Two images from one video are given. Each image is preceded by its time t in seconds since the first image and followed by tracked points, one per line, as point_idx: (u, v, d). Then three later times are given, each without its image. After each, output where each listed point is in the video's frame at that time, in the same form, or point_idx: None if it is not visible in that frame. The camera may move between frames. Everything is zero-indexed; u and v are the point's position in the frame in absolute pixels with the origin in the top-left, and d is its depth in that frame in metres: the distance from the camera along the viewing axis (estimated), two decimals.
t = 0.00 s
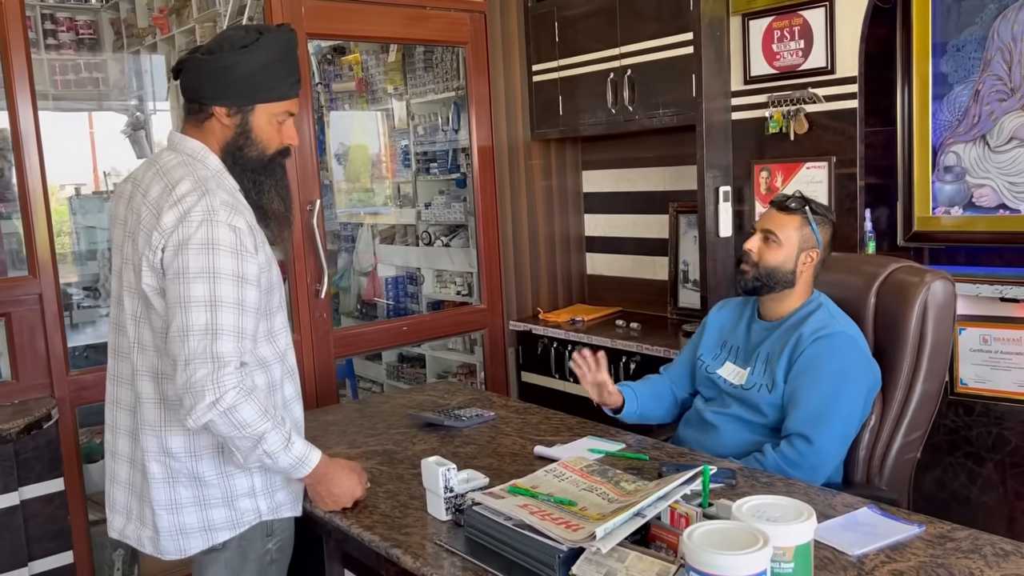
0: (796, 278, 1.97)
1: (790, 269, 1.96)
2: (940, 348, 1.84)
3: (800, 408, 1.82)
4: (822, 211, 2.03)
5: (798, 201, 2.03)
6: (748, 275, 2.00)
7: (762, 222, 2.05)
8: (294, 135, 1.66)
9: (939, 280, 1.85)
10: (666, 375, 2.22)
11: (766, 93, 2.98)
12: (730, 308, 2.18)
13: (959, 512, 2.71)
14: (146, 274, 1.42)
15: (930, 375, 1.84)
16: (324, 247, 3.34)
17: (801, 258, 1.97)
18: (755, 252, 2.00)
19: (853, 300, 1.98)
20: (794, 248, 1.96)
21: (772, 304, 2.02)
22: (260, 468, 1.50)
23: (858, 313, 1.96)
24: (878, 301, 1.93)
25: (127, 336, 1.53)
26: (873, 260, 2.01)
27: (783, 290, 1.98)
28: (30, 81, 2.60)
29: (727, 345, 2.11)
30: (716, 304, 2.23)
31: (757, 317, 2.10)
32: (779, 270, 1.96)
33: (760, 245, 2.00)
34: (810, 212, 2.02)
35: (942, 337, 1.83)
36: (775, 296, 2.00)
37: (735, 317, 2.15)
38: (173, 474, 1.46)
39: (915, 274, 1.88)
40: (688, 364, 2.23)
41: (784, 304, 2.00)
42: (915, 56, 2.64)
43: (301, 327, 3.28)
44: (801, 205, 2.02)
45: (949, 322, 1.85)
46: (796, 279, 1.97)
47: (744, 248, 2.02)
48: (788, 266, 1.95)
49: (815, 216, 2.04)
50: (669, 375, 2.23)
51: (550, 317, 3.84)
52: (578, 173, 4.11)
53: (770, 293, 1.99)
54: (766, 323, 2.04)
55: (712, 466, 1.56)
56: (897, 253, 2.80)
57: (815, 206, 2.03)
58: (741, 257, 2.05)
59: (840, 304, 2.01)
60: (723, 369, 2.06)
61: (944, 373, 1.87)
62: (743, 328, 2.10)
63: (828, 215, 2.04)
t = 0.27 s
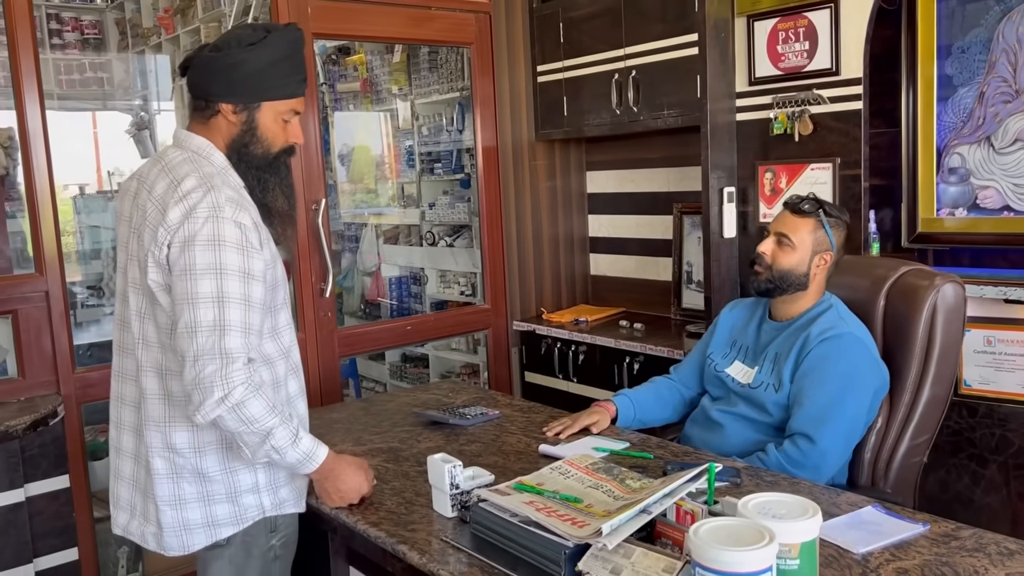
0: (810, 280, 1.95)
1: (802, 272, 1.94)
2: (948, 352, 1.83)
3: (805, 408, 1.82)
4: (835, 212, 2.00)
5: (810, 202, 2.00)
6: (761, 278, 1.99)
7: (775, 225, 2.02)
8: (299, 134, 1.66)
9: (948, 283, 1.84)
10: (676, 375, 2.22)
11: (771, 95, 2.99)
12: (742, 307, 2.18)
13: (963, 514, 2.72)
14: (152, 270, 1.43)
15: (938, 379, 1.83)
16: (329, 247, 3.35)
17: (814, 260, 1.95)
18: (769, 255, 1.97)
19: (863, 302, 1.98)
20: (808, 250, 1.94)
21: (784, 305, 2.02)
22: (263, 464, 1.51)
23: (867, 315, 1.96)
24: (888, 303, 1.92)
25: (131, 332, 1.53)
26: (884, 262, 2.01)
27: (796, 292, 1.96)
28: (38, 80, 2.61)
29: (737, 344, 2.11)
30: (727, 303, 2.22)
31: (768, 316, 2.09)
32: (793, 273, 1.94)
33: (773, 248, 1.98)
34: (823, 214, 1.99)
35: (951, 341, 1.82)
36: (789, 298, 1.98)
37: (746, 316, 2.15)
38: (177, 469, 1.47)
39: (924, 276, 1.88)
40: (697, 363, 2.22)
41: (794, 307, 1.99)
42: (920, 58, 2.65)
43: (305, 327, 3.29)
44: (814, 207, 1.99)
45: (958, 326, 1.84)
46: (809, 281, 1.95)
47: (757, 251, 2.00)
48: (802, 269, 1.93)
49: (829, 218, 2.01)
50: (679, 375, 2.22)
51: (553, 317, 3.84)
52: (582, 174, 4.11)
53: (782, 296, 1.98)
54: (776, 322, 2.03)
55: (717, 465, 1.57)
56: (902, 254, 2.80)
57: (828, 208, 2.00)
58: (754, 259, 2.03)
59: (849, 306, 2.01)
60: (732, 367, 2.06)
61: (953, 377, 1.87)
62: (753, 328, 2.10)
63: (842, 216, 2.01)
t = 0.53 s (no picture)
0: (821, 282, 1.91)
1: (814, 274, 1.89)
2: (956, 354, 1.82)
3: (813, 407, 1.78)
4: (847, 214, 1.95)
5: (821, 204, 1.95)
6: (773, 281, 1.95)
7: (786, 227, 1.98)
8: (305, 134, 1.67)
9: (957, 285, 1.83)
10: (684, 373, 2.18)
11: (776, 96, 2.99)
12: (751, 307, 2.13)
13: (966, 515, 2.72)
14: (157, 267, 1.43)
15: (945, 382, 1.82)
16: (334, 247, 3.36)
17: (826, 262, 1.91)
18: (780, 258, 1.94)
19: (870, 304, 1.97)
20: (819, 253, 1.90)
21: (795, 306, 1.97)
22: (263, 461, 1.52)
23: (875, 317, 1.95)
24: (895, 305, 1.91)
25: (134, 328, 1.54)
26: (892, 265, 2.00)
27: (808, 294, 1.92)
28: (45, 79, 2.62)
29: (745, 344, 2.07)
30: (737, 303, 2.18)
31: (778, 316, 2.04)
32: (804, 275, 1.90)
33: (785, 251, 1.94)
34: (835, 217, 1.94)
35: (959, 342, 1.81)
36: (800, 300, 1.94)
37: (755, 315, 2.10)
38: (177, 466, 1.48)
39: (932, 280, 1.87)
40: (705, 362, 2.18)
41: (806, 308, 1.94)
42: (926, 60, 2.65)
43: (311, 326, 3.30)
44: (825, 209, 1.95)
45: (966, 328, 1.83)
46: (821, 284, 1.91)
47: (768, 254, 1.96)
48: (813, 271, 1.89)
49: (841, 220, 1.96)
50: (686, 375, 2.18)
51: (558, 318, 3.85)
52: (587, 175, 4.12)
53: (794, 298, 1.94)
54: (786, 322, 1.99)
55: (722, 464, 1.57)
56: (907, 256, 2.80)
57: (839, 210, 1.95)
58: (766, 262, 1.99)
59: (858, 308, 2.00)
60: (741, 367, 2.02)
61: (961, 379, 1.85)
62: (762, 327, 2.05)
63: (854, 218, 1.96)
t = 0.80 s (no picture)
0: (827, 285, 1.90)
1: (820, 277, 1.89)
2: (961, 356, 1.81)
3: (818, 407, 1.76)
4: (851, 216, 1.93)
5: (826, 208, 1.93)
6: (779, 285, 1.94)
7: (791, 231, 1.96)
8: (311, 138, 1.68)
9: (962, 287, 1.82)
10: (688, 374, 2.17)
11: (781, 98, 2.99)
12: (757, 308, 2.12)
13: (970, 518, 2.71)
14: (160, 264, 1.44)
15: (950, 383, 1.81)
16: (339, 247, 3.36)
17: (832, 265, 1.90)
18: (786, 262, 1.93)
19: (876, 306, 1.96)
20: (824, 256, 1.89)
21: (801, 308, 1.96)
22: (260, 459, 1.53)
23: (880, 319, 1.94)
24: (901, 307, 1.90)
25: (135, 324, 1.54)
26: (897, 267, 1.99)
27: (814, 297, 1.91)
28: (52, 79, 2.64)
29: (751, 344, 2.05)
30: (742, 303, 2.16)
31: (783, 317, 2.03)
32: (811, 280, 1.89)
33: (790, 255, 1.93)
34: (838, 219, 1.92)
35: (964, 344, 1.80)
36: (806, 303, 1.94)
37: (761, 316, 2.09)
38: (174, 462, 1.48)
39: (938, 282, 1.87)
40: (710, 363, 2.17)
41: (811, 310, 1.93)
42: (931, 62, 2.65)
43: (316, 326, 3.30)
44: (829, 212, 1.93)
45: (971, 330, 1.82)
46: (827, 286, 1.90)
47: (774, 258, 1.95)
48: (819, 275, 1.89)
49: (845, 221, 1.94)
50: (691, 375, 2.17)
51: (562, 318, 3.85)
52: (592, 176, 4.12)
53: (800, 300, 1.93)
54: (792, 322, 1.97)
55: (725, 464, 1.57)
56: (911, 258, 2.80)
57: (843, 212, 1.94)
58: (771, 266, 1.98)
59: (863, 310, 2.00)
60: (745, 367, 2.00)
61: (966, 381, 1.84)
62: (768, 327, 2.04)
63: (859, 220, 1.94)
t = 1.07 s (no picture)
0: (832, 286, 1.89)
1: (824, 279, 1.88)
2: (965, 358, 1.80)
3: (821, 407, 1.76)
4: (853, 216, 1.92)
5: (829, 209, 1.92)
6: (783, 287, 1.93)
7: (793, 233, 1.95)
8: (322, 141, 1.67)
9: (966, 290, 1.82)
10: (691, 375, 2.16)
11: (786, 99, 2.98)
12: (760, 308, 2.11)
13: (974, 521, 2.70)
14: (166, 258, 1.43)
15: (954, 386, 1.80)
16: (343, 246, 3.37)
17: (836, 267, 1.88)
18: (789, 264, 1.91)
19: (880, 308, 1.95)
20: (828, 258, 1.88)
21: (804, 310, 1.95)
22: (253, 456, 1.52)
23: (884, 321, 1.93)
24: (905, 309, 1.90)
25: (136, 317, 1.54)
26: (901, 269, 1.99)
27: (819, 298, 1.90)
28: (59, 78, 2.65)
29: (754, 344, 2.04)
30: (746, 303, 2.16)
31: (786, 316, 2.02)
32: (815, 281, 1.88)
33: (793, 257, 1.91)
34: (841, 219, 1.91)
35: (968, 347, 1.80)
36: (810, 304, 1.93)
37: (764, 316, 2.08)
38: (168, 456, 1.49)
39: (942, 283, 1.86)
40: (713, 363, 2.16)
41: (815, 312, 1.93)
42: (937, 64, 2.64)
43: (319, 326, 3.31)
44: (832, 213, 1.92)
45: (976, 332, 1.81)
46: (832, 288, 1.89)
47: (777, 260, 1.94)
48: (823, 276, 1.88)
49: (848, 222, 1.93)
50: (693, 375, 2.16)
51: (566, 319, 3.85)
52: (596, 177, 4.12)
53: (804, 302, 1.92)
54: (795, 323, 1.97)
55: (727, 465, 1.57)
56: (917, 260, 2.79)
57: (847, 212, 1.92)
58: (774, 268, 1.97)
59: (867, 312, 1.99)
60: (749, 367, 1.99)
61: (970, 384, 1.83)
62: (771, 328, 2.03)
63: (862, 220, 1.93)
